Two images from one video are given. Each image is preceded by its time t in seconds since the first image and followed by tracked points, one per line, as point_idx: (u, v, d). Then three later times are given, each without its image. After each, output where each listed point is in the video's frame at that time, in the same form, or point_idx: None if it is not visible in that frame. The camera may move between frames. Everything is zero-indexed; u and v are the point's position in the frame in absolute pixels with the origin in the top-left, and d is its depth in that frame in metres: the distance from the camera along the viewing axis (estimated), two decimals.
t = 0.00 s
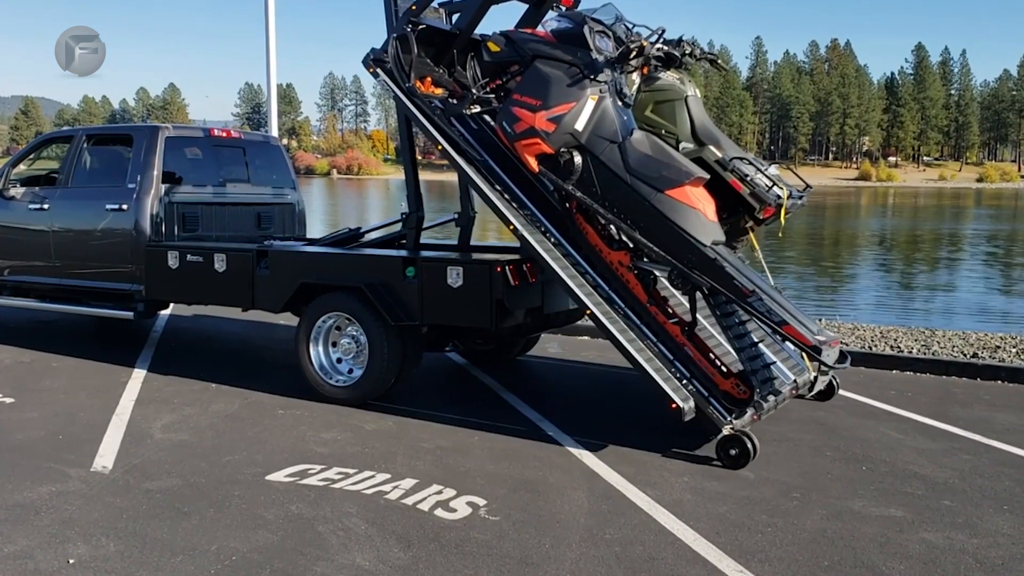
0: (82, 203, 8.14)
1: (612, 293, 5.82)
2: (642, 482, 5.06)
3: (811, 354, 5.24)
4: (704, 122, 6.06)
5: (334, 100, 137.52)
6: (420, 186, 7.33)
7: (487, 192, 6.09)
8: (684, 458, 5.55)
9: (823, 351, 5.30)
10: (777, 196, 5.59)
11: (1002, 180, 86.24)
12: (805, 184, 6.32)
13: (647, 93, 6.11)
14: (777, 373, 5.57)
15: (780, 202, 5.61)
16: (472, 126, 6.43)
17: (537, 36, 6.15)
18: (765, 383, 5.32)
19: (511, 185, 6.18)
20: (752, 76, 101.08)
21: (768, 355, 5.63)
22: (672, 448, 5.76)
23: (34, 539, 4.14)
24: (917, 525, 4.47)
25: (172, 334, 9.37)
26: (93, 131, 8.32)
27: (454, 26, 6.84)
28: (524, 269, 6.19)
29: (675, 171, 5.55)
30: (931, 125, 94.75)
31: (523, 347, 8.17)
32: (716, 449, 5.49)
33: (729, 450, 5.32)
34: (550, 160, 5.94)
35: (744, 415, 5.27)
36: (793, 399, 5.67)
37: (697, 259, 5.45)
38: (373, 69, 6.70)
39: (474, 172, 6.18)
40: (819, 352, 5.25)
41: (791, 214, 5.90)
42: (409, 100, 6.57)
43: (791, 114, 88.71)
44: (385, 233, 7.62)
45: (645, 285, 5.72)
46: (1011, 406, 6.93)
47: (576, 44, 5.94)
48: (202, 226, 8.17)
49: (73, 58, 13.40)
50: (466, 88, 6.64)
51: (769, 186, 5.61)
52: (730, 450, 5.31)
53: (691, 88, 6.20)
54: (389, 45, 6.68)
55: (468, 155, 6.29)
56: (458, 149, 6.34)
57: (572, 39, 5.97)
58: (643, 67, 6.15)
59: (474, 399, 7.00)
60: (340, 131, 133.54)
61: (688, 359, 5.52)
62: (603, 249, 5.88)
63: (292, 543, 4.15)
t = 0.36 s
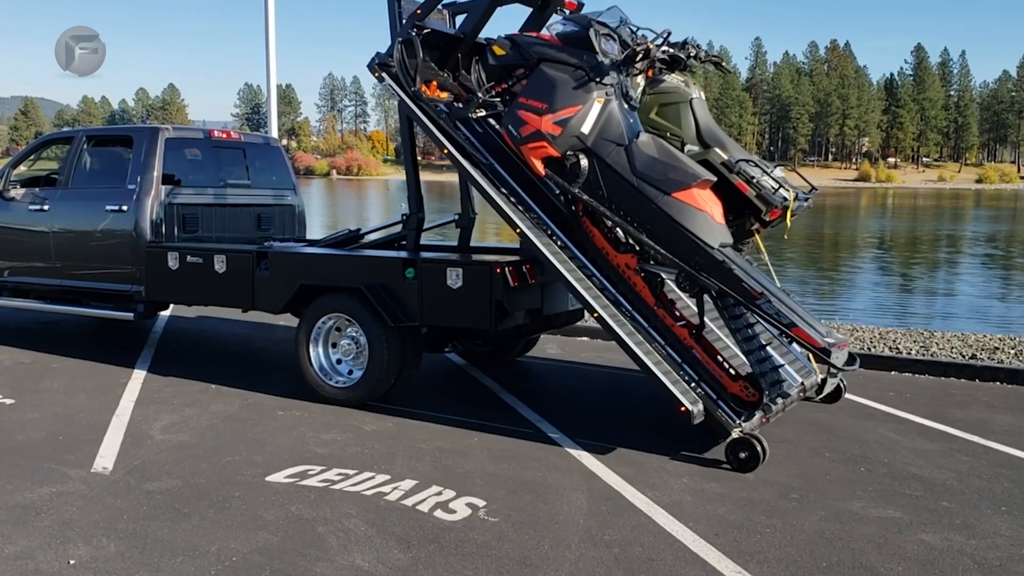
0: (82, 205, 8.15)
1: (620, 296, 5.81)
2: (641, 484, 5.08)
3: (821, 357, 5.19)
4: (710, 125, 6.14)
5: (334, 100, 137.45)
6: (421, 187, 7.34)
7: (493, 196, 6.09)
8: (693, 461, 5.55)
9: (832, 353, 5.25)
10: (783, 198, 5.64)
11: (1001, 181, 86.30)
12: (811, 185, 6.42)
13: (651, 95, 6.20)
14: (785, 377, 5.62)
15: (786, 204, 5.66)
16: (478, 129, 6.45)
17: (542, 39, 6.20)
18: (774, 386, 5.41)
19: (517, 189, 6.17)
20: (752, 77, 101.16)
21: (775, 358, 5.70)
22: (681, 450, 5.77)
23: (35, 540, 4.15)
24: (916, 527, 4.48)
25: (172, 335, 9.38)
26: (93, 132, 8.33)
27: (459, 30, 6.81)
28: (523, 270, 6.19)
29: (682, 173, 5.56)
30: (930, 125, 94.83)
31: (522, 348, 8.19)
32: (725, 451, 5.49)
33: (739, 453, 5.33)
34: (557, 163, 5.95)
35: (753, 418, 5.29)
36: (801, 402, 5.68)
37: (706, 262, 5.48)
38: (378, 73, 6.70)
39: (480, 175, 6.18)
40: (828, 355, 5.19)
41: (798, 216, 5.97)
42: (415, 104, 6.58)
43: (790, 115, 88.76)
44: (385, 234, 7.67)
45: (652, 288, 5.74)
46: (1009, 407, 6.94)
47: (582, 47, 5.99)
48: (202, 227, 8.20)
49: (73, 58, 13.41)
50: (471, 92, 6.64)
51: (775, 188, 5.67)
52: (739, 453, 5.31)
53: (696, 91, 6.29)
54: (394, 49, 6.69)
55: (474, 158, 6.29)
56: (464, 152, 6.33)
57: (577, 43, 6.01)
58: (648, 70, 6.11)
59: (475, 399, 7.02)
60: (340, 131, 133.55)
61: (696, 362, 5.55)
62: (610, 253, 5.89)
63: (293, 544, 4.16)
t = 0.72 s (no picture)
0: (77, 206, 8.17)
1: (621, 296, 5.85)
2: (634, 480, 5.11)
3: (824, 354, 5.30)
4: (708, 125, 6.25)
5: (330, 101, 137.39)
6: (416, 187, 7.36)
7: (494, 198, 6.13)
8: (698, 459, 5.59)
9: (834, 350, 5.40)
10: (783, 197, 5.68)
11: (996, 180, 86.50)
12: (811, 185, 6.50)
13: (650, 97, 6.26)
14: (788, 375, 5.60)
15: (786, 203, 5.69)
16: (478, 131, 6.46)
17: (540, 40, 6.22)
18: (777, 384, 5.36)
19: (517, 190, 6.20)
20: (747, 77, 101.30)
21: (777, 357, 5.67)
22: (684, 448, 5.80)
23: (30, 539, 4.17)
24: (906, 522, 4.52)
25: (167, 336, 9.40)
26: (88, 133, 8.35)
27: (459, 33, 6.85)
28: (516, 268, 6.22)
29: (682, 173, 5.60)
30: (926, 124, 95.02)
31: (517, 346, 8.22)
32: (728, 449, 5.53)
33: (743, 452, 5.35)
34: (557, 164, 5.99)
35: (756, 416, 5.34)
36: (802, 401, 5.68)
37: (707, 261, 5.50)
38: (377, 77, 6.73)
39: (480, 178, 6.22)
40: (830, 352, 5.31)
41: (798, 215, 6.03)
42: (415, 107, 6.62)
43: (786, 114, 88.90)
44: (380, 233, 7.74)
45: (653, 288, 5.76)
46: (1000, 403, 6.99)
47: (581, 49, 6.01)
48: (197, 228, 8.21)
49: (73, 58, 13.41)
50: (469, 94, 6.69)
51: (774, 187, 5.71)
52: (744, 451, 5.37)
53: (694, 91, 6.37)
54: (393, 53, 6.73)
55: (474, 161, 6.32)
56: (464, 155, 6.36)
57: (577, 44, 6.04)
58: (647, 70, 6.13)
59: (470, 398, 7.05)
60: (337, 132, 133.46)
61: (698, 361, 5.56)
62: (611, 253, 5.92)
63: (287, 541, 4.18)
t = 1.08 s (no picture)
0: (79, 211, 8.25)
1: (627, 296, 5.93)
2: (632, 476, 5.20)
3: (827, 351, 5.34)
4: (708, 125, 6.31)
5: (328, 103, 137.53)
6: (416, 189, 7.44)
7: (500, 201, 6.19)
8: (706, 456, 5.64)
9: (838, 346, 5.41)
10: (784, 196, 5.77)
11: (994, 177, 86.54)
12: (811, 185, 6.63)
13: (650, 99, 6.36)
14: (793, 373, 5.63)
15: (787, 202, 5.78)
16: (481, 136, 6.53)
17: (542, 45, 6.32)
18: (782, 381, 5.44)
19: (521, 193, 6.28)
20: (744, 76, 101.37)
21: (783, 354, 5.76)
22: (692, 447, 5.85)
23: (40, 538, 4.26)
24: (899, 514, 4.61)
25: (169, 338, 9.49)
26: (89, 138, 8.43)
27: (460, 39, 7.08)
28: (515, 268, 6.30)
29: (684, 173, 5.70)
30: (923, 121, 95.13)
31: (517, 346, 8.30)
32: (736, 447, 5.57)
33: (749, 448, 5.40)
34: (560, 167, 6.06)
35: (762, 413, 5.40)
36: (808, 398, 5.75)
37: (710, 260, 5.59)
38: (381, 84, 6.78)
39: (485, 181, 6.28)
40: (834, 349, 5.34)
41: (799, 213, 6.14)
42: (420, 113, 6.70)
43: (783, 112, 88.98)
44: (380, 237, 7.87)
45: (658, 287, 5.84)
46: (994, 398, 7.07)
47: (583, 53, 6.11)
48: (198, 231, 8.28)
49: (73, 58, 13.50)
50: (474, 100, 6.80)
51: (775, 186, 5.79)
52: (750, 447, 5.39)
53: (694, 94, 6.45)
54: (397, 60, 6.82)
55: (479, 165, 6.39)
56: (469, 158, 6.42)
57: (579, 48, 6.13)
58: (647, 73, 6.28)
59: (471, 396, 7.13)
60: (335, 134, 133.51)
61: (704, 359, 5.64)
62: (615, 254, 6.00)
63: (293, 538, 4.27)
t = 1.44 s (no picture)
0: (84, 212, 8.39)
1: (631, 292, 6.06)
2: (629, 465, 5.35)
3: (828, 342, 5.57)
4: (708, 124, 6.55)
5: (326, 103, 137.63)
6: (417, 188, 7.59)
7: (507, 203, 6.33)
8: (713, 448, 5.78)
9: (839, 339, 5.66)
10: (784, 192, 5.94)
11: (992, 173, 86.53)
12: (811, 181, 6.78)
13: (652, 99, 6.55)
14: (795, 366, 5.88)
15: (787, 198, 5.96)
16: (486, 138, 6.66)
17: (545, 48, 6.45)
18: (785, 373, 5.60)
19: (526, 193, 6.36)
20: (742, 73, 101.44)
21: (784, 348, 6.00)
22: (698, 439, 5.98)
23: (56, 527, 4.40)
24: (887, 498, 4.76)
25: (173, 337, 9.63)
26: (94, 140, 8.57)
27: (464, 42, 7.18)
28: (514, 264, 6.44)
29: (687, 171, 5.84)
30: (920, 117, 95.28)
31: (517, 342, 8.45)
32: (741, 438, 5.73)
33: (755, 440, 5.54)
34: (564, 167, 6.20)
35: (766, 405, 5.51)
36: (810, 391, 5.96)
37: (714, 256, 5.71)
38: (388, 88, 6.97)
39: (491, 183, 6.40)
40: (835, 341, 5.57)
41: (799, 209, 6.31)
42: (425, 116, 6.80)
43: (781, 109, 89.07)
44: (381, 235, 8.00)
45: (663, 283, 6.01)
46: (983, 389, 7.22)
47: (585, 55, 6.24)
48: (202, 232, 8.45)
49: (73, 58, 13.64)
50: (477, 103, 6.93)
51: (776, 183, 5.95)
52: (756, 439, 5.53)
53: (694, 92, 6.67)
54: (402, 64, 6.96)
55: (484, 165, 6.48)
56: (475, 160, 6.51)
57: (581, 50, 6.26)
58: (648, 74, 6.47)
59: (471, 391, 7.29)
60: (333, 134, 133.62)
61: (709, 354, 5.75)
62: (620, 251, 6.14)
63: (300, 525, 4.42)
